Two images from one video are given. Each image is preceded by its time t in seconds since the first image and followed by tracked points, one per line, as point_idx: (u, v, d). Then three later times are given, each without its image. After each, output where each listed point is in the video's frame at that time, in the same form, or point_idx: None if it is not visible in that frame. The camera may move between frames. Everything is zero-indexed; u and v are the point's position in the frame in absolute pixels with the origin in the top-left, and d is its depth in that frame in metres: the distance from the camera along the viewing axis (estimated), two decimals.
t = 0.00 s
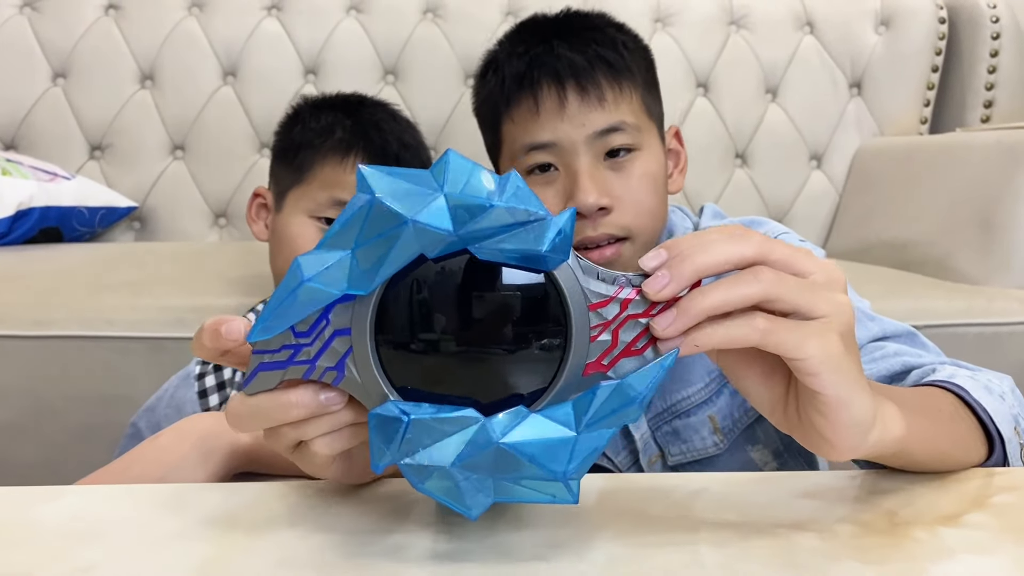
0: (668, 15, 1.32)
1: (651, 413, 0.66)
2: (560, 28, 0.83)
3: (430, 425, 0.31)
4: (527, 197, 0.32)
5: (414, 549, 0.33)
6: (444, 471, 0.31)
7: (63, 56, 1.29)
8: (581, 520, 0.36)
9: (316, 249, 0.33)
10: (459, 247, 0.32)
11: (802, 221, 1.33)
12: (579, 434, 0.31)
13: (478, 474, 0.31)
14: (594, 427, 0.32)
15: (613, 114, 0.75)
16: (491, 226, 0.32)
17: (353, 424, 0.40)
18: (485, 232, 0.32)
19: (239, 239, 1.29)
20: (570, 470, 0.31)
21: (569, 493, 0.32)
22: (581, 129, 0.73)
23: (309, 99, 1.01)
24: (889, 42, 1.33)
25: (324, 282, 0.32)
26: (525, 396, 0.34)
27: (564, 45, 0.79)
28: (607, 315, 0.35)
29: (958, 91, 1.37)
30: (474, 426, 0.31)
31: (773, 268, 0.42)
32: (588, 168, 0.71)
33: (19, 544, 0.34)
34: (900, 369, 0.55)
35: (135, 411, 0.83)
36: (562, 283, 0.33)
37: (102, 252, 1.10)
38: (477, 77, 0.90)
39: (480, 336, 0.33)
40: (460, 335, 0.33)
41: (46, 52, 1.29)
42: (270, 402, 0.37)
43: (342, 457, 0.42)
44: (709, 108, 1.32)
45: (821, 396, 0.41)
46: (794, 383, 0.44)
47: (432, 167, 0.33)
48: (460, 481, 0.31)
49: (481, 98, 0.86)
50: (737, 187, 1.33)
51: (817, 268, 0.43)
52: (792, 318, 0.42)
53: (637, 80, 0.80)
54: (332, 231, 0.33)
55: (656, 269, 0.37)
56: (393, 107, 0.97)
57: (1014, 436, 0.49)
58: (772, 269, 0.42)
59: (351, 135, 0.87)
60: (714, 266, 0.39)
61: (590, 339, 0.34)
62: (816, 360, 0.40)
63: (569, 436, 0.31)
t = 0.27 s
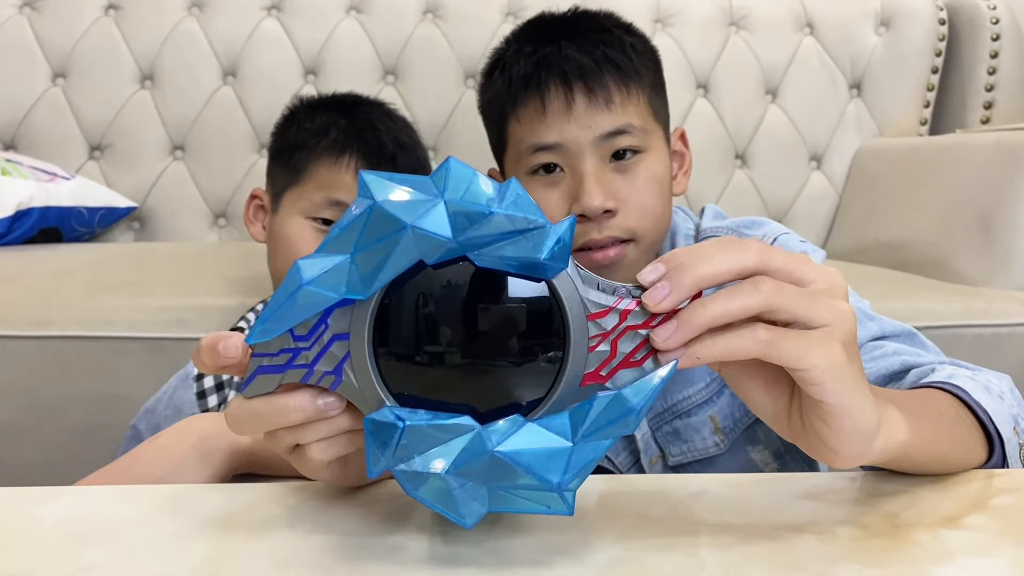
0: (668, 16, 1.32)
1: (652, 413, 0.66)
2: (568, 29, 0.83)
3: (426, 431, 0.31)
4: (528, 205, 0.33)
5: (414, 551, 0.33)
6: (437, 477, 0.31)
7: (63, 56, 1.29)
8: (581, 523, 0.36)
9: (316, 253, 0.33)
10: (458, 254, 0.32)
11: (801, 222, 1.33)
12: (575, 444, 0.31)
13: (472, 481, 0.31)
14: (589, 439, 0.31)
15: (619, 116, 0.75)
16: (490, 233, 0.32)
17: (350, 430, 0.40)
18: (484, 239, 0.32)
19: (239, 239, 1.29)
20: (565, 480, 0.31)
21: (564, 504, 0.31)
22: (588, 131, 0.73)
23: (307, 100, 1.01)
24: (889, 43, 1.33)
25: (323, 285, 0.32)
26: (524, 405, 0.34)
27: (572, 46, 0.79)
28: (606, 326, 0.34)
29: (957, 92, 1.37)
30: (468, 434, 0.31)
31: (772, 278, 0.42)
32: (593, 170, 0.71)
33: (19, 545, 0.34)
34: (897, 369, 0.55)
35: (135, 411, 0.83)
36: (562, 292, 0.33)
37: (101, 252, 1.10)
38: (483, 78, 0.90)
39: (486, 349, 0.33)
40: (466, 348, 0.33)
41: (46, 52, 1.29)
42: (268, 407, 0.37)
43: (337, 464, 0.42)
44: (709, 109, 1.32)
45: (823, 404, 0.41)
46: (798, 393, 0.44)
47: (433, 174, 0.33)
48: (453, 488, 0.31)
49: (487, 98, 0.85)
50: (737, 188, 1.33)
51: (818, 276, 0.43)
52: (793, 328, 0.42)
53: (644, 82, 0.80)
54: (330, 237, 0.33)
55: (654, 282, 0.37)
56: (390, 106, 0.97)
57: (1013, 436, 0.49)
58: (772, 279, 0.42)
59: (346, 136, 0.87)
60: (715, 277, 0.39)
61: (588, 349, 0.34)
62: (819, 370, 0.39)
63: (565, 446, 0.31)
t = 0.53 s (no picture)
0: (668, 17, 1.32)
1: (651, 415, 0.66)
2: (570, 33, 0.83)
3: (418, 448, 0.31)
4: (527, 225, 0.32)
5: (413, 554, 0.33)
6: (429, 493, 0.31)
7: (63, 56, 1.29)
8: (580, 525, 0.36)
9: (311, 268, 0.32)
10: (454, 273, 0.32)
11: (801, 223, 1.33)
12: (567, 464, 0.31)
13: (464, 498, 0.31)
14: (582, 458, 0.31)
15: (621, 120, 0.74)
16: (487, 253, 0.31)
17: (345, 437, 0.40)
18: (481, 259, 0.31)
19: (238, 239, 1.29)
20: (556, 499, 0.31)
21: (555, 522, 0.32)
22: (590, 135, 0.73)
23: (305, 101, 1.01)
24: (889, 44, 1.33)
25: (318, 301, 0.31)
26: (517, 421, 0.34)
27: (574, 50, 0.79)
28: (602, 345, 0.34)
29: (957, 93, 1.37)
30: (460, 450, 0.31)
31: (772, 300, 0.42)
32: (595, 174, 0.71)
33: (18, 545, 0.34)
34: (894, 368, 0.55)
35: (135, 412, 0.83)
36: (558, 312, 0.33)
37: (101, 253, 1.10)
38: (485, 82, 0.90)
39: (485, 344, 0.34)
40: (465, 343, 0.34)
41: (46, 52, 1.29)
42: (263, 415, 0.37)
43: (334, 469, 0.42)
44: (709, 110, 1.31)
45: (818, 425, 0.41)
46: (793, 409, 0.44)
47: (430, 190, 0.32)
48: (445, 503, 0.31)
49: (489, 100, 0.86)
50: (737, 189, 1.33)
51: (818, 297, 0.43)
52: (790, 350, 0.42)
53: (646, 87, 0.80)
54: (326, 251, 0.32)
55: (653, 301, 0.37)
56: (385, 107, 0.97)
57: (1011, 433, 0.49)
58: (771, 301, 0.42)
59: (343, 138, 0.87)
60: (714, 300, 0.39)
61: (583, 368, 0.34)
62: (815, 394, 0.40)
63: (557, 466, 0.31)
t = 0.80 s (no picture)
0: (667, 18, 1.32)
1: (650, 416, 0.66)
2: (571, 33, 0.83)
3: (416, 441, 0.31)
4: (526, 219, 0.32)
5: (412, 553, 0.33)
6: (427, 487, 0.31)
7: (63, 56, 1.29)
8: (579, 525, 0.36)
9: (311, 261, 0.33)
10: (453, 266, 0.32)
11: (800, 224, 1.33)
12: (566, 457, 0.31)
13: (462, 491, 0.31)
14: (580, 450, 0.31)
15: (621, 120, 0.74)
16: (487, 246, 0.31)
17: (345, 432, 0.40)
18: (481, 253, 0.31)
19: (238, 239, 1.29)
20: (555, 492, 0.31)
21: (552, 516, 0.32)
22: (590, 135, 0.73)
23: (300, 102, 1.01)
24: (888, 45, 1.33)
25: (318, 293, 0.32)
26: (517, 416, 0.34)
27: (575, 50, 0.79)
28: (601, 339, 0.35)
29: (956, 94, 1.38)
30: (459, 443, 0.31)
31: (767, 294, 0.42)
32: (595, 174, 0.71)
33: (18, 546, 0.34)
34: (894, 369, 0.55)
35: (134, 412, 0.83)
36: (557, 306, 0.33)
37: (100, 253, 1.10)
38: (486, 82, 0.90)
39: (482, 348, 0.34)
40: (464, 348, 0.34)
41: (46, 52, 1.29)
42: (263, 410, 0.37)
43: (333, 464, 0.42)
44: (709, 111, 1.32)
45: (814, 420, 0.41)
46: (790, 405, 0.44)
47: (429, 185, 0.32)
48: (444, 496, 0.31)
49: (490, 100, 0.86)
50: (737, 190, 1.33)
51: (813, 292, 0.43)
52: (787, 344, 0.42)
53: (647, 87, 0.80)
54: (326, 245, 0.32)
55: (649, 296, 0.37)
56: (382, 108, 0.97)
57: (1011, 435, 0.49)
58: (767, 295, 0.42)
59: (337, 138, 0.87)
60: (710, 294, 0.39)
61: (581, 362, 0.34)
62: (812, 389, 0.40)
63: (556, 459, 0.31)
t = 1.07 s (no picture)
0: (667, 19, 1.32)
1: (650, 417, 0.66)
2: (572, 34, 0.83)
3: (415, 437, 0.31)
4: (524, 216, 0.33)
5: (409, 553, 0.33)
6: (424, 484, 0.31)
7: (63, 56, 1.29)
8: (578, 526, 0.36)
9: (311, 258, 0.33)
10: (453, 263, 0.32)
11: (799, 225, 1.34)
12: (564, 454, 0.31)
13: (460, 488, 0.31)
14: (578, 448, 0.31)
15: (620, 120, 0.74)
16: (484, 243, 0.32)
17: (343, 430, 0.40)
18: (479, 249, 0.32)
19: (237, 240, 1.29)
20: (553, 489, 0.30)
21: (551, 514, 0.32)
22: (590, 135, 0.73)
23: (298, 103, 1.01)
24: (887, 46, 1.34)
25: (317, 290, 0.32)
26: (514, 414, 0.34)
27: (575, 50, 0.79)
28: (598, 337, 0.35)
29: (955, 96, 1.38)
30: (457, 440, 0.31)
31: (762, 290, 0.42)
32: (595, 175, 0.71)
33: (15, 546, 0.33)
34: (894, 372, 0.55)
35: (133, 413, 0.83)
36: (555, 304, 0.33)
37: (99, 253, 1.10)
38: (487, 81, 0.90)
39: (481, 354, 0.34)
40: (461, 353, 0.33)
41: (45, 52, 1.29)
42: (261, 406, 0.37)
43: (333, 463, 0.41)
44: (708, 111, 1.31)
45: (812, 414, 0.41)
46: (788, 403, 0.44)
47: (430, 182, 0.33)
48: (442, 494, 0.31)
49: (490, 100, 0.86)
50: (736, 191, 1.33)
51: (807, 288, 0.43)
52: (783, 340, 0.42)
53: (647, 87, 0.80)
54: (326, 242, 0.33)
55: (645, 295, 0.37)
56: (381, 108, 0.97)
57: (1009, 438, 0.49)
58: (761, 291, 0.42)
59: (336, 139, 0.87)
60: (705, 290, 0.39)
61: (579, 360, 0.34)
62: (809, 381, 0.39)
63: (554, 455, 0.31)
